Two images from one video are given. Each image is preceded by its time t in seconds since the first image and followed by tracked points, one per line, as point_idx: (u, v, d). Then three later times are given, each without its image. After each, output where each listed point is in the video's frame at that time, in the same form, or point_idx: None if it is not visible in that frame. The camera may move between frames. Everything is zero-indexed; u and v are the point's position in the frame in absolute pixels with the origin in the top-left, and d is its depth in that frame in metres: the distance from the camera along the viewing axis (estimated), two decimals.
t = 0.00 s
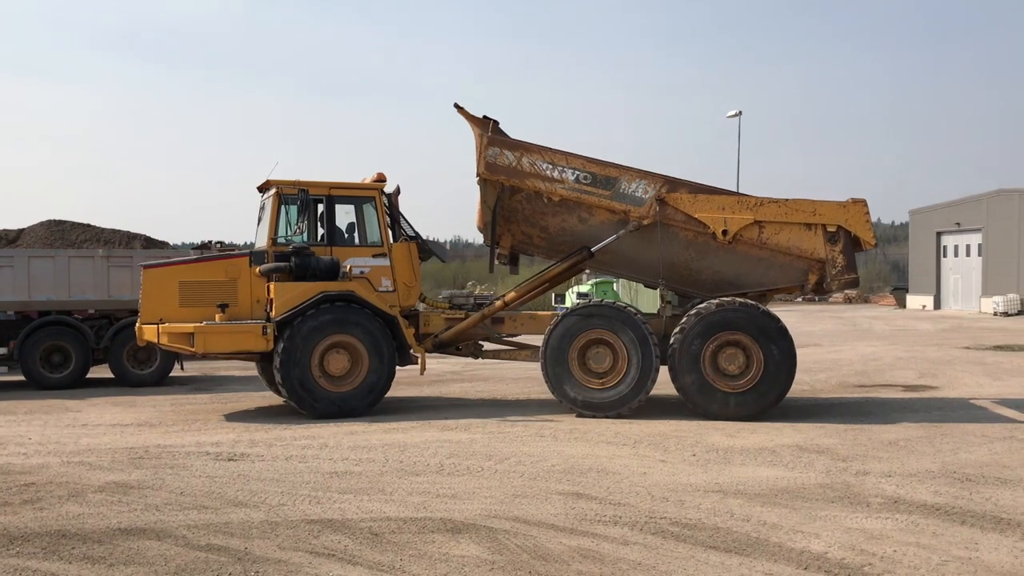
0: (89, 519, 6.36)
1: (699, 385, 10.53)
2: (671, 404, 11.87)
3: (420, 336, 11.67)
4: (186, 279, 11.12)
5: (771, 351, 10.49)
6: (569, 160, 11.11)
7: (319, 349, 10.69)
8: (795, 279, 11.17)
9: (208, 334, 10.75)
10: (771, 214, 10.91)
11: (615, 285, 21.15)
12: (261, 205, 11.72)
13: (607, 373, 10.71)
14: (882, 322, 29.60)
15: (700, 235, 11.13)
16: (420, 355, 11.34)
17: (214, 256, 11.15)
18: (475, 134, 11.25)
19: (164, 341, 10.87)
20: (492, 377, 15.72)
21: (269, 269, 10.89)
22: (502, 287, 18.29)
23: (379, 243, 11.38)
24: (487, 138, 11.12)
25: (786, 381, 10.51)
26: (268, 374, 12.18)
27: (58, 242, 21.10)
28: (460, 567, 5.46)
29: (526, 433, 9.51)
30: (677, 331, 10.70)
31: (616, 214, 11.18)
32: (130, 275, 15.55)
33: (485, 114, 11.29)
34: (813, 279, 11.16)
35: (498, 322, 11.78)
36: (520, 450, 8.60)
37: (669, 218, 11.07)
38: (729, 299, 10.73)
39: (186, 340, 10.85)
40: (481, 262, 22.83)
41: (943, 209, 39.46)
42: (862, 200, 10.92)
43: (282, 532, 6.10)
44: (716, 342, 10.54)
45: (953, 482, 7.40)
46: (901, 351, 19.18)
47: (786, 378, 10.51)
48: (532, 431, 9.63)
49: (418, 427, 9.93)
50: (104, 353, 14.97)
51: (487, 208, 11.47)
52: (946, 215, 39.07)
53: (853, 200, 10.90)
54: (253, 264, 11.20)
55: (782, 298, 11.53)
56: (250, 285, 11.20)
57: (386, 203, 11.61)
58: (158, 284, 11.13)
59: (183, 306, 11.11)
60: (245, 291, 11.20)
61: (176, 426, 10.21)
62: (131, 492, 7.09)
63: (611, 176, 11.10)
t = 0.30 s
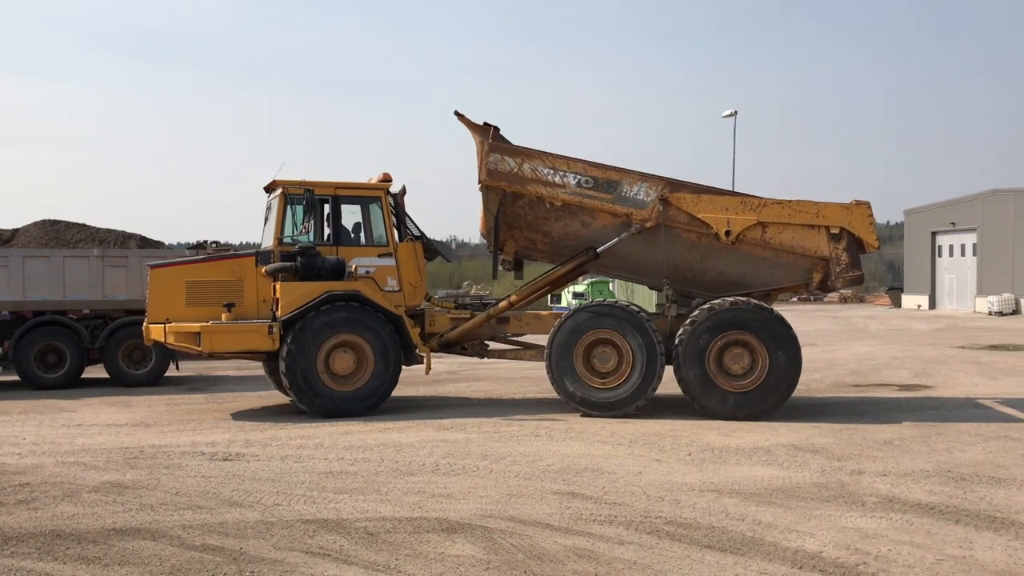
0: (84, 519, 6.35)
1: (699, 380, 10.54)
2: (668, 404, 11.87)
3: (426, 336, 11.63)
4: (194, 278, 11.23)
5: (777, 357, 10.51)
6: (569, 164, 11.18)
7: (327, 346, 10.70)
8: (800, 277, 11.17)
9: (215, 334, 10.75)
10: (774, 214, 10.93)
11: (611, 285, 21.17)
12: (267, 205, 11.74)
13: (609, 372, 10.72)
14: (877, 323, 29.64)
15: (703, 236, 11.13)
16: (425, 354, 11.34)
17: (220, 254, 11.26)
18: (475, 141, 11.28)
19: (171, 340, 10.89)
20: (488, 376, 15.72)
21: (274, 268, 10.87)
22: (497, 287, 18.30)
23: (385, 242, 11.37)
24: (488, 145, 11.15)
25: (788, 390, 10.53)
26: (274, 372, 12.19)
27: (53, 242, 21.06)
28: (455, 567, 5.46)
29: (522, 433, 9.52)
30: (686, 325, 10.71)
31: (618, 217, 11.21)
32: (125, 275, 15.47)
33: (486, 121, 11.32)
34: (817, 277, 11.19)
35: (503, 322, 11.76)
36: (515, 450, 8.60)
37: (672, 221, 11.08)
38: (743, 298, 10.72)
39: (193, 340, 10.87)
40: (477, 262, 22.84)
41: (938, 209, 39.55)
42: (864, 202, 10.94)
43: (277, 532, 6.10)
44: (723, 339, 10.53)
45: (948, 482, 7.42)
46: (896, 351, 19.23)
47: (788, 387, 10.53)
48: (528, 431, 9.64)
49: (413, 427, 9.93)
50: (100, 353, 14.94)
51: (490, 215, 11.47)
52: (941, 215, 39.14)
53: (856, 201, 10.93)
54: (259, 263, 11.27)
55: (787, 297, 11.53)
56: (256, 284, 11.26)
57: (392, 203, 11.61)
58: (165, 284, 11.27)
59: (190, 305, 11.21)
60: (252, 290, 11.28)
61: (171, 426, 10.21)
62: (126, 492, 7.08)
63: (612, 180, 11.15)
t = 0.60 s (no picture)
0: (77, 520, 6.33)
1: (700, 375, 10.55)
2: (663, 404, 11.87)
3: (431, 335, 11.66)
4: (199, 279, 11.21)
5: (781, 363, 10.50)
6: (569, 169, 11.10)
7: (334, 344, 10.75)
8: (803, 275, 11.21)
9: (219, 334, 10.75)
10: (777, 214, 10.94)
11: (605, 284, 21.18)
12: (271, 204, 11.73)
13: (611, 373, 10.71)
14: (871, 322, 29.67)
15: (706, 237, 11.14)
16: (430, 353, 11.37)
17: (226, 254, 11.21)
18: (475, 148, 11.24)
19: (176, 340, 10.90)
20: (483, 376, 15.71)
21: (279, 268, 10.92)
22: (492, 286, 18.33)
23: (389, 243, 11.37)
24: (488, 152, 11.10)
25: (786, 397, 10.52)
26: (278, 370, 12.23)
27: (46, 242, 20.99)
28: (450, 567, 5.45)
29: (517, 432, 9.52)
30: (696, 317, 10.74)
31: (620, 220, 11.19)
32: (119, 274, 15.44)
33: (485, 129, 11.30)
34: (821, 275, 11.22)
35: (508, 321, 11.77)
36: (510, 449, 8.60)
37: (674, 224, 11.06)
38: (755, 299, 10.71)
39: (198, 339, 10.88)
40: (473, 262, 22.84)
41: (931, 208, 39.64)
42: (868, 205, 10.95)
43: (271, 533, 6.09)
44: (730, 338, 10.52)
45: (941, 481, 7.44)
46: (890, 350, 19.26)
47: (788, 395, 10.53)
48: (523, 430, 9.64)
49: (407, 427, 9.92)
50: (93, 352, 14.90)
51: (492, 222, 11.40)
52: (935, 214, 39.24)
53: (860, 204, 10.93)
54: (264, 263, 11.24)
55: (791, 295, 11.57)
56: (261, 284, 11.22)
57: (396, 204, 11.59)
58: (170, 284, 11.23)
59: (195, 305, 11.20)
60: (257, 291, 11.23)
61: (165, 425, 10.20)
62: (119, 493, 7.06)
63: (612, 184, 11.10)
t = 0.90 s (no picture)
0: (68, 521, 6.31)
1: (700, 369, 10.56)
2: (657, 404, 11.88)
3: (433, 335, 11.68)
4: (203, 278, 11.16)
5: (782, 367, 10.50)
6: (568, 175, 11.14)
7: (340, 342, 10.78)
8: (804, 274, 11.22)
9: (223, 334, 10.76)
10: (776, 214, 10.97)
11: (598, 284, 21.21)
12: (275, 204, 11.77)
13: (610, 372, 10.73)
14: (862, 322, 29.74)
15: (705, 238, 11.15)
16: (433, 352, 11.41)
17: (230, 254, 11.16)
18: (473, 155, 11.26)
19: (179, 340, 10.89)
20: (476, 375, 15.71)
21: (283, 267, 11.01)
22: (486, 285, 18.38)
23: (391, 243, 11.46)
24: (486, 160, 11.10)
25: (783, 403, 10.51)
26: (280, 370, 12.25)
27: (37, 242, 20.93)
28: (442, 566, 5.46)
29: (510, 432, 9.53)
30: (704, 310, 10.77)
31: (620, 224, 11.21)
32: (110, 274, 15.40)
33: (483, 136, 11.33)
34: (822, 274, 11.23)
35: (510, 321, 11.78)
36: (503, 449, 8.61)
37: (673, 226, 11.09)
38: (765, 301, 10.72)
39: (202, 340, 10.88)
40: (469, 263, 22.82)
41: (923, 208, 39.78)
42: (868, 208, 10.97)
43: (264, 533, 6.09)
44: (735, 335, 10.53)
45: (932, 479, 7.47)
46: (881, 350, 19.32)
47: (784, 401, 10.52)
48: (516, 430, 9.65)
49: (400, 427, 9.92)
50: (85, 353, 14.85)
51: (493, 230, 11.39)
52: (926, 214, 39.37)
53: (860, 207, 10.96)
54: (267, 264, 11.23)
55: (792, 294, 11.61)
56: (264, 284, 11.20)
57: (399, 204, 11.68)
58: (174, 284, 11.18)
59: (199, 305, 11.16)
60: (260, 290, 11.21)
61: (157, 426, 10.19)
62: (111, 493, 7.05)
63: (611, 188, 11.13)
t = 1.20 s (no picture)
0: (57, 522, 6.29)
1: (700, 363, 10.53)
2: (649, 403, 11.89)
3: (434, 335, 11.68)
4: (204, 279, 11.14)
5: (780, 372, 10.45)
6: (564, 180, 11.15)
7: (342, 342, 10.80)
8: (803, 273, 11.22)
9: (223, 334, 10.79)
10: (774, 214, 10.99)
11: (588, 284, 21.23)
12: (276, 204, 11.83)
13: (608, 371, 10.74)
14: (851, 321, 29.83)
15: (704, 239, 11.17)
16: (433, 353, 11.40)
17: (231, 254, 11.18)
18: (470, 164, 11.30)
19: (180, 340, 10.89)
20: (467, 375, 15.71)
21: (283, 266, 11.03)
22: (477, 285, 18.36)
23: (391, 243, 11.44)
24: (482, 168, 11.16)
25: (777, 407, 10.46)
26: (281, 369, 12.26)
27: (26, 242, 20.83)
28: (433, 566, 5.46)
29: (501, 432, 9.54)
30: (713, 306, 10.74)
31: (618, 228, 11.21)
32: (100, 275, 15.35)
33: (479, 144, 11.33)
34: (821, 271, 11.22)
35: (511, 320, 11.77)
36: (494, 449, 8.61)
37: (671, 229, 11.11)
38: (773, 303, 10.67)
39: (203, 339, 10.89)
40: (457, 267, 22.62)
41: (912, 208, 39.93)
42: (866, 210, 10.98)
43: (255, 533, 6.07)
44: (738, 334, 10.48)
45: (921, 478, 7.50)
46: (871, 349, 19.40)
47: (778, 406, 10.47)
48: (507, 430, 9.66)
49: (391, 427, 9.92)
50: (74, 353, 14.79)
51: (492, 238, 11.48)
52: (916, 213, 39.53)
53: (858, 209, 10.97)
54: (268, 264, 11.25)
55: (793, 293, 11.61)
56: (265, 284, 11.20)
57: (400, 204, 11.66)
58: (175, 284, 11.13)
59: (199, 305, 11.13)
60: (260, 291, 11.21)
61: (147, 426, 10.17)
62: (101, 494, 7.02)
63: (608, 192, 11.12)
